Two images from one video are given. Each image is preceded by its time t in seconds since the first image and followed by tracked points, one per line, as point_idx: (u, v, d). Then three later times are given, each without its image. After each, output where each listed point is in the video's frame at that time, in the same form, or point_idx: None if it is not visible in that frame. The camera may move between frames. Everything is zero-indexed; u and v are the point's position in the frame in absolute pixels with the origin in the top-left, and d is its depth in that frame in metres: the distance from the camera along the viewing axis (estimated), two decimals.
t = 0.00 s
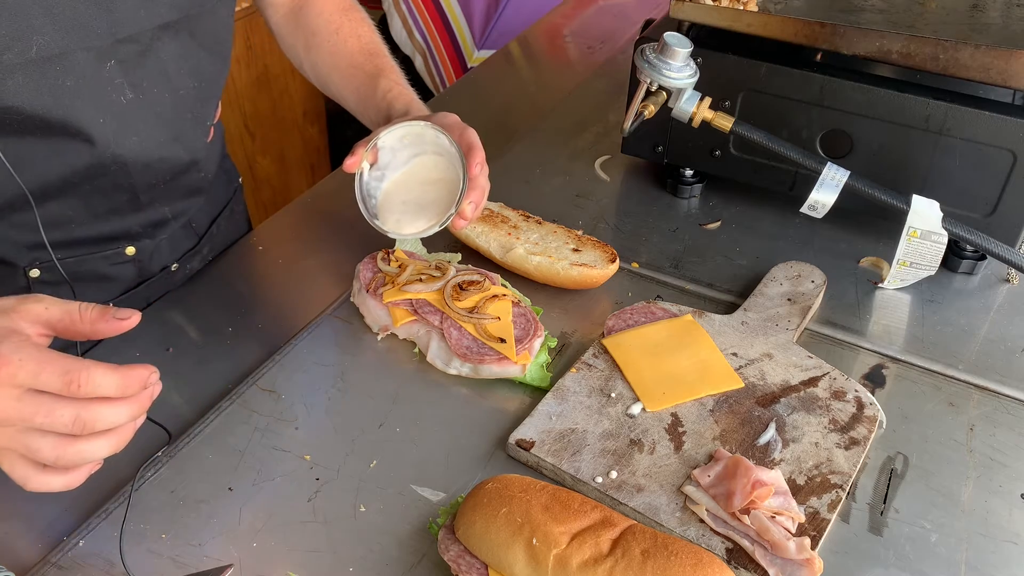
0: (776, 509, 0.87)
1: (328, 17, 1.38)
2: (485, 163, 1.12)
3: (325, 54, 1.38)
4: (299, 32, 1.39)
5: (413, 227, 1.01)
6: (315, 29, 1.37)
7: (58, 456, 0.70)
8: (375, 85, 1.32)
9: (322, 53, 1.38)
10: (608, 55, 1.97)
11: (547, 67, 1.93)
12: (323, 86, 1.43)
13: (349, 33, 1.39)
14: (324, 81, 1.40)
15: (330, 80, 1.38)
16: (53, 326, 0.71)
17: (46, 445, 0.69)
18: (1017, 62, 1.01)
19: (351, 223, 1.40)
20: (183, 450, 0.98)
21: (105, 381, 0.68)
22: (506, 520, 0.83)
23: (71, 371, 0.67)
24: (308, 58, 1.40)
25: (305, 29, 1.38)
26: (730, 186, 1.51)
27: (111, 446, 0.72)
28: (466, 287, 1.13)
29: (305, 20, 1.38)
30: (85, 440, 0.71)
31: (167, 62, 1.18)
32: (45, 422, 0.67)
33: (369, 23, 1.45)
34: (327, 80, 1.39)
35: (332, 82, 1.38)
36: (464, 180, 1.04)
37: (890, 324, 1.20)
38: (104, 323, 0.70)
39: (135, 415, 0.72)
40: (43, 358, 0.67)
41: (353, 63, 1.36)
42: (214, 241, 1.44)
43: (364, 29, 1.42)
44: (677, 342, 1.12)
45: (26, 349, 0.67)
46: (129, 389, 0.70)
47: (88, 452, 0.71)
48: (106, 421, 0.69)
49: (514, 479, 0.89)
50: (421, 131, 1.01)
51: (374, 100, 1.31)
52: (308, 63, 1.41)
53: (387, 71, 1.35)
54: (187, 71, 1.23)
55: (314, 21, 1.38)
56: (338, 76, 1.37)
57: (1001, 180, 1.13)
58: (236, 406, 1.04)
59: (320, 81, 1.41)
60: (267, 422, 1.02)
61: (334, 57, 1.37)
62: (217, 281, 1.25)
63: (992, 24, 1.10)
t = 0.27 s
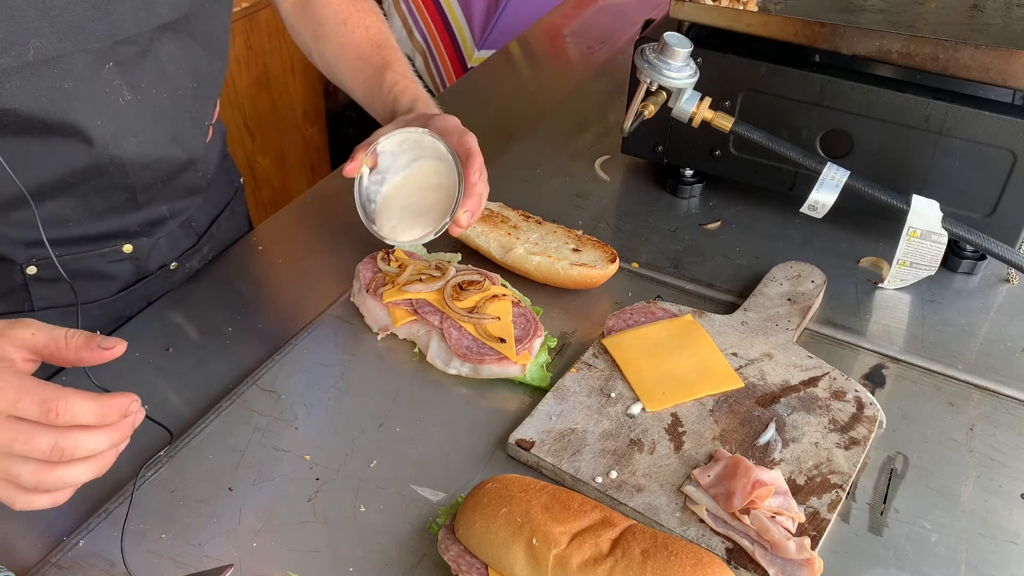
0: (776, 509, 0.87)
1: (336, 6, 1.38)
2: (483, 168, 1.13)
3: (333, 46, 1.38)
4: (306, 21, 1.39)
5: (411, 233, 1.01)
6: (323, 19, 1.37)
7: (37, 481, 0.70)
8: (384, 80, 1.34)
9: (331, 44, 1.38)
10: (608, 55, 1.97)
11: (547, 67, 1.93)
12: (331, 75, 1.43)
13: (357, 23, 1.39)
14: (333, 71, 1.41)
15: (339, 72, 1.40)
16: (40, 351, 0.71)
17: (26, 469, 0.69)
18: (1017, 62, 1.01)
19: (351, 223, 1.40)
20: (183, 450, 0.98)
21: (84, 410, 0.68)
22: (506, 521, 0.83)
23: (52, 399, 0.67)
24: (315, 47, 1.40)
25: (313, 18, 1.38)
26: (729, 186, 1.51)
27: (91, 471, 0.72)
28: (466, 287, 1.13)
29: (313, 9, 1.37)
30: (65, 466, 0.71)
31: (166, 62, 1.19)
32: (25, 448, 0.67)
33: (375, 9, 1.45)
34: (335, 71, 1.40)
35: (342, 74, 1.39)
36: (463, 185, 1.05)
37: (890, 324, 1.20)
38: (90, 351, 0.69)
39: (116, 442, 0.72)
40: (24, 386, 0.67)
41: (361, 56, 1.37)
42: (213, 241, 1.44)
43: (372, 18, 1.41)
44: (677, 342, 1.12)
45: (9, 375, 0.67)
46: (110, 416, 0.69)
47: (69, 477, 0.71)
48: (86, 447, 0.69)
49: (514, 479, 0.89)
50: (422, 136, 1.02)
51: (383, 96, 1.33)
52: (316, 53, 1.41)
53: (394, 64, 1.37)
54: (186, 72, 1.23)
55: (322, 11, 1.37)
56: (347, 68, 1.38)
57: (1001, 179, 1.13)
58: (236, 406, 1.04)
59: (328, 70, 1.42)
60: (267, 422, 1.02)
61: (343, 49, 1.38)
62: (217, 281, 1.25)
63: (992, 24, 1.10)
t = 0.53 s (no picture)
0: (776, 509, 0.87)
1: None
2: (482, 171, 1.13)
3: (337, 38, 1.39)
4: (312, 14, 1.39)
5: (411, 234, 1.01)
6: (327, 12, 1.38)
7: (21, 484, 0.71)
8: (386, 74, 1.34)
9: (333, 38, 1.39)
10: (608, 55, 1.98)
11: (547, 68, 1.93)
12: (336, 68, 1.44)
13: (361, 16, 1.40)
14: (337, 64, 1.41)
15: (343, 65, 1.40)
16: (23, 366, 0.71)
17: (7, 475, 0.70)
18: (1017, 62, 1.02)
19: (351, 223, 1.40)
20: (183, 450, 0.98)
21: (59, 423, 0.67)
22: (506, 520, 0.83)
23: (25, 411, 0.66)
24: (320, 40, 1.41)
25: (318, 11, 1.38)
26: (730, 186, 1.51)
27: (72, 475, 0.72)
28: (466, 287, 1.13)
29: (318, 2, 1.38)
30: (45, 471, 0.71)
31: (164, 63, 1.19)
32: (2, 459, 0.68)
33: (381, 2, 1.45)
34: (339, 64, 1.41)
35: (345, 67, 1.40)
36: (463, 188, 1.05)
37: (890, 324, 1.20)
38: (69, 370, 0.67)
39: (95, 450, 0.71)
40: None
41: (366, 50, 1.38)
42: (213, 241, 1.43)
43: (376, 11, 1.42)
44: (677, 342, 1.12)
45: None
46: (86, 429, 0.68)
47: (51, 481, 0.71)
48: (63, 459, 0.69)
49: (514, 479, 0.89)
50: (424, 137, 1.02)
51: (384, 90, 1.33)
52: (320, 45, 1.42)
53: (397, 59, 1.37)
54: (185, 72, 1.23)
55: (327, 4, 1.38)
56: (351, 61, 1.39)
57: (1001, 180, 1.13)
58: (236, 406, 1.04)
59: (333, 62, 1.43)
60: (267, 422, 1.02)
61: (346, 42, 1.38)
62: (217, 281, 1.25)
63: (992, 24, 1.10)
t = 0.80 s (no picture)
0: (776, 509, 0.87)
1: None
2: (477, 177, 1.12)
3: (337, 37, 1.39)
4: (313, 12, 1.39)
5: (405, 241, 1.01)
6: (328, 11, 1.38)
7: None
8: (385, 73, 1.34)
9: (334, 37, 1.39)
10: (608, 54, 1.97)
11: (547, 67, 1.93)
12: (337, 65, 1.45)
13: (362, 14, 1.39)
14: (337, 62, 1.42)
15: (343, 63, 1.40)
16: None
17: None
18: (1016, 62, 1.01)
19: (351, 223, 1.40)
20: (183, 450, 0.98)
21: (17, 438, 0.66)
22: (506, 521, 0.83)
23: None
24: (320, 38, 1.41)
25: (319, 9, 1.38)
26: (730, 186, 1.51)
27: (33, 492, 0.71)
28: (466, 287, 1.13)
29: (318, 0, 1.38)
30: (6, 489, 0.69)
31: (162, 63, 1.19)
32: None
33: None
34: (340, 61, 1.41)
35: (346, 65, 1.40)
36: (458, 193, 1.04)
37: (890, 324, 1.20)
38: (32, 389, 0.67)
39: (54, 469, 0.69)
40: None
41: (366, 49, 1.38)
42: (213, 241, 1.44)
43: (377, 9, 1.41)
44: (677, 342, 1.12)
45: None
46: (43, 449, 0.67)
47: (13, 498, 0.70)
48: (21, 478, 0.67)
49: (514, 479, 0.89)
50: (417, 142, 1.02)
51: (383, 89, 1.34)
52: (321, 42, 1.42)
53: (397, 57, 1.37)
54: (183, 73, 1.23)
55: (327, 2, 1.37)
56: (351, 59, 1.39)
57: (1001, 179, 1.13)
58: (236, 406, 1.04)
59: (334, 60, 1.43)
60: (267, 421, 1.02)
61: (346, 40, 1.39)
62: (217, 281, 1.25)
63: (991, 24, 1.10)
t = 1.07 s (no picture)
0: (775, 509, 0.87)
1: None
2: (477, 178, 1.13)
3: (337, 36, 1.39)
4: (313, 10, 1.39)
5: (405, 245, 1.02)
6: (327, 9, 1.38)
7: None
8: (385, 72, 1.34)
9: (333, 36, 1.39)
10: (608, 54, 1.97)
11: (547, 68, 1.93)
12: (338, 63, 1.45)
13: (362, 12, 1.39)
14: (338, 60, 1.42)
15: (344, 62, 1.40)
16: None
17: None
18: (1016, 61, 1.01)
19: (351, 222, 1.40)
20: (183, 450, 0.98)
21: None
22: (505, 521, 0.83)
23: None
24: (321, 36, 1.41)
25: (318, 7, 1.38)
26: (730, 186, 1.51)
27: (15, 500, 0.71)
28: (466, 287, 1.14)
29: None
30: None
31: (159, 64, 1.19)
32: None
33: None
34: (341, 60, 1.41)
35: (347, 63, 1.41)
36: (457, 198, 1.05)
37: (890, 324, 1.20)
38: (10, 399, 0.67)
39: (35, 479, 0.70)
40: None
41: (366, 47, 1.38)
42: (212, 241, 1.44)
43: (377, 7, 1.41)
44: (677, 342, 1.12)
45: None
46: (23, 459, 0.68)
47: None
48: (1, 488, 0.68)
49: (514, 479, 0.89)
50: (417, 146, 1.02)
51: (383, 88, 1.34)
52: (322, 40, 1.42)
53: (398, 56, 1.37)
54: (181, 73, 1.23)
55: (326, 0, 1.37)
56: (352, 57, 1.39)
57: (1001, 179, 1.13)
58: (236, 406, 1.04)
59: (335, 58, 1.43)
60: (267, 421, 1.02)
61: (346, 39, 1.39)
62: (216, 281, 1.25)
63: (991, 24, 1.10)
